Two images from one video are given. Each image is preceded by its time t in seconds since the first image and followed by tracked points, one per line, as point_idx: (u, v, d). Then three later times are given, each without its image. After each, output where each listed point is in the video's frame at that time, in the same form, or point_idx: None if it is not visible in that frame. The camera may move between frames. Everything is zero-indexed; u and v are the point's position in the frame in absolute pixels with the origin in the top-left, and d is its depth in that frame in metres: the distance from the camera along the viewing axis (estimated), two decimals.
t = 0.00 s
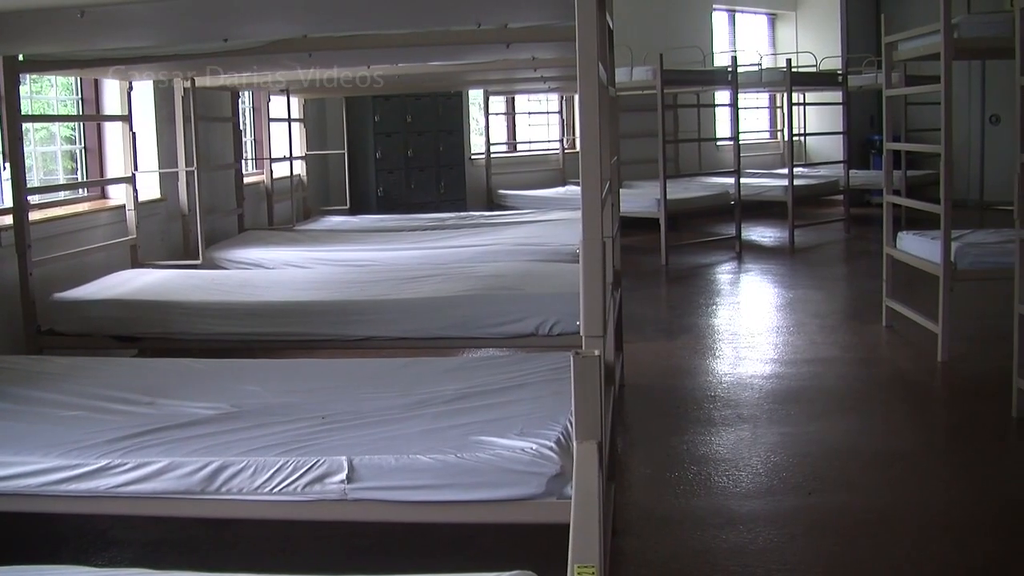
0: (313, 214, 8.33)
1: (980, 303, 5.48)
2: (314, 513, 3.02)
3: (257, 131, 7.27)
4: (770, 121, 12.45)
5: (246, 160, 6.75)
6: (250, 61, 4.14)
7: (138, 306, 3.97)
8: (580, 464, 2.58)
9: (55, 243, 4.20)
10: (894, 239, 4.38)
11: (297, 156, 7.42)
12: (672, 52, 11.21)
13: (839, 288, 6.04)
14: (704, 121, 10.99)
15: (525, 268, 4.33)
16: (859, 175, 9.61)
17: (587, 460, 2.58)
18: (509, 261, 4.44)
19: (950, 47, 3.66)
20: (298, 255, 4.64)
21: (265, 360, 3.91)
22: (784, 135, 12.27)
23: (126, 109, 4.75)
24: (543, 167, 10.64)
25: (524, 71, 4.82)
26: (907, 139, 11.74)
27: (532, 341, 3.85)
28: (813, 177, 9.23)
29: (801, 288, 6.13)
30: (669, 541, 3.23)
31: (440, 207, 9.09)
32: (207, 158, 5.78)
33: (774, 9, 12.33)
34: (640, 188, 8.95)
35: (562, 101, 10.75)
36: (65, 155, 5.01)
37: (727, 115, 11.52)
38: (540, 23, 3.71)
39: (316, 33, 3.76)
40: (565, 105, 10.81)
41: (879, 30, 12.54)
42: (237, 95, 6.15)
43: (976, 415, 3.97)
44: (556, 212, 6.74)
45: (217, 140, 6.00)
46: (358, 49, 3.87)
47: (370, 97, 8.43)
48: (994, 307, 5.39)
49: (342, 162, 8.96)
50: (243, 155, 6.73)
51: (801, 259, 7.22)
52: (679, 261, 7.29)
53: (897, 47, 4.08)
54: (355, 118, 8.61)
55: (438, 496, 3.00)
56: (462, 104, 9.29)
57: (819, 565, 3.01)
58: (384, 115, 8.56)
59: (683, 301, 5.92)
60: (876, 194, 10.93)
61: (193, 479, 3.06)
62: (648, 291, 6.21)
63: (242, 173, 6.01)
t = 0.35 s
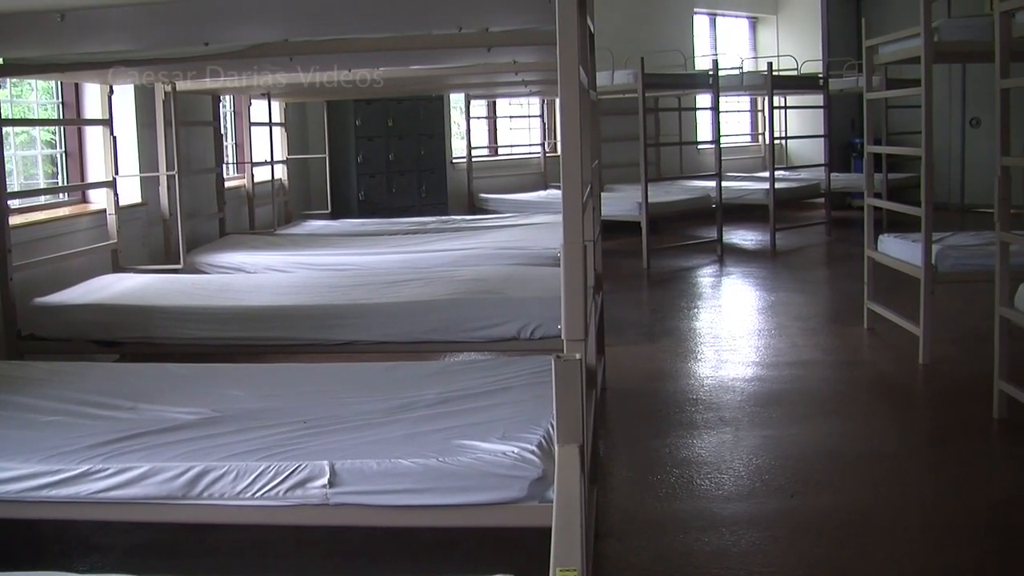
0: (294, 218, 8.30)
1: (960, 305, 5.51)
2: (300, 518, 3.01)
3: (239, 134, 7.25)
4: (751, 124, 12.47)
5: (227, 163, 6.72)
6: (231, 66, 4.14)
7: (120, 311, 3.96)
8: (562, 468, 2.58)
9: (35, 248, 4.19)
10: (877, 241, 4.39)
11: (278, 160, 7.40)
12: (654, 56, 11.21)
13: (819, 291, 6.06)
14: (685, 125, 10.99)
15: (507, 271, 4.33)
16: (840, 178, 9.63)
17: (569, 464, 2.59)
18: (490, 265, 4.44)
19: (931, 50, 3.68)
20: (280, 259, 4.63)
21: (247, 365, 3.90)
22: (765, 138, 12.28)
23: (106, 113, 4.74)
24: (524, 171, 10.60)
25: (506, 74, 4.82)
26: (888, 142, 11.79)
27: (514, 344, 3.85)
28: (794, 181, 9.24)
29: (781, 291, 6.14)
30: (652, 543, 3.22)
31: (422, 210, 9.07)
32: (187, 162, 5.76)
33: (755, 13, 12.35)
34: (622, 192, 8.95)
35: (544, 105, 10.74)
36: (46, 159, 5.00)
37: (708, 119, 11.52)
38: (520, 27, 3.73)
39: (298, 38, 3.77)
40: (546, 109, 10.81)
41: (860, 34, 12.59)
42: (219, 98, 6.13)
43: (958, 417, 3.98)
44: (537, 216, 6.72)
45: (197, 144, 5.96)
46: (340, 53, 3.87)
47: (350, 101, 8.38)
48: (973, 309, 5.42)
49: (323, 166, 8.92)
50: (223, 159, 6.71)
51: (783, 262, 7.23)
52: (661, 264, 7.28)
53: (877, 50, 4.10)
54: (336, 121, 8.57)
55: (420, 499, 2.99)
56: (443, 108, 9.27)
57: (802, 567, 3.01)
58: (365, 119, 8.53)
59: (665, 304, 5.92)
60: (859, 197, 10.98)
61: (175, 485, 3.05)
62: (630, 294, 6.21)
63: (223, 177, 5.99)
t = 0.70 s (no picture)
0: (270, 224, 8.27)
1: (934, 308, 5.55)
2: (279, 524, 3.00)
3: (215, 141, 7.23)
4: (727, 129, 12.50)
5: (203, 169, 6.71)
6: (207, 71, 4.14)
7: (97, 318, 3.95)
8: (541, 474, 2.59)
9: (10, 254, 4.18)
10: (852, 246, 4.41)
11: (255, 166, 7.39)
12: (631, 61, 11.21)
13: (793, 296, 6.09)
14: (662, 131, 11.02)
15: (484, 277, 4.33)
16: (817, 183, 9.68)
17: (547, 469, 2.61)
18: (468, 270, 4.45)
19: (905, 55, 3.72)
20: (257, 265, 4.62)
21: (224, 371, 3.88)
22: (742, 143, 12.31)
23: (81, 119, 4.73)
24: (501, 176, 10.59)
25: (483, 80, 4.83)
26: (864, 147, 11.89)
27: (492, 350, 3.85)
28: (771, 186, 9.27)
29: (758, 295, 6.15)
30: (629, 548, 3.22)
31: (399, 216, 9.05)
32: (163, 168, 5.75)
33: (731, 18, 12.40)
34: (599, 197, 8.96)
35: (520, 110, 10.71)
36: (21, 165, 5.01)
37: (684, 124, 11.54)
38: (496, 32, 3.76)
39: (275, 43, 3.78)
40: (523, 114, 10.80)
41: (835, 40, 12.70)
42: (195, 104, 6.12)
43: (935, 420, 3.99)
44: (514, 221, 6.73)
45: (172, 150, 5.95)
46: (316, 58, 3.89)
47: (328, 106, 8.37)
48: (948, 313, 5.46)
49: (300, 172, 8.89)
50: (200, 165, 6.68)
51: (760, 266, 7.25)
52: (638, 270, 7.29)
53: (852, 56, 4.15)
54: (313, 127, 8.55)
55: (397, 506, 2.98)
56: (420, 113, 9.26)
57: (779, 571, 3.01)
58: (342, 125, 8.50)
59: (642, 309, 5.92)
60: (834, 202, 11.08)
61: (152, 492, 3.03)
62: (606, 300, 6.21)
63: (199, 183, 5.98)
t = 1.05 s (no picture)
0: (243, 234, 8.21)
1: (908, 315, 5.59)
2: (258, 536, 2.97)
3: (188, 150, 7.20)
4: (701, 138, 12.54)
5: (176, 179, 6.70)
6: (181, 81, 4.15)
7: (70, 328, 3.92)
8: (514, 485, 2.61)
9: None
10: (826, 254, 4.42)
11: (229, 175, 7.36)
12: (604, 70, 11.21)
13: (766, 304, 6.12)
14: (636, 140, 11.05)
15: (458, 286, 4.33)
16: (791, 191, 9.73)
17: (521, 479, 2.62)
18: (442, 279, 4.45)
19: (879, 64, 3.75)
20: (230, 275, 4.61)
21: (200, 381, 3.86)
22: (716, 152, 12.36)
23: (52, 128, 4.72)
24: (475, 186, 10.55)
25: (457, 89, 4.84)
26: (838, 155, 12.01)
27: (467, 359, 3.85)
28: (745, 194, 9.30)
29: (731, 304, 6.17)
30: (604, 556, 3.21)
31: (373, 225, 9.02)
32: (136, 178, 5.74)
33: (705, 27, 12.43)
34: (573, 206, 8.97)
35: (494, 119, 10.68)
36: None
37: (658, 133, 11.57)
38: (470, 41, 3.79)
39: (250, 53, 3.80)
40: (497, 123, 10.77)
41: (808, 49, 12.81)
42: (168, 113, 6.11)
43: (910, 428, 4.01)
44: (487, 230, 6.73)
45: (145, 159, 5.93)
46: (291, 66, 3.90)
47: (302, 116, 8.34)
48: (922, 320, 5.50)
49: (274, 181, 8.84)
50: (173, 175, 6.65)
51: (734, 275, 7.27)
52: (613, 278, 7.30)
53: (825, 64, 4.19)
54: (287, 135, 8.50)
55: (371, 516, 2.96)
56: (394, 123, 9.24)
57: None
58: (316, 135, 8.46)
59: (617, 318, 5.92)
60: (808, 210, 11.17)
61: (125, 503, 3.00)
62: (580, 309, 6.20)
63: (172, 193, 5.95)
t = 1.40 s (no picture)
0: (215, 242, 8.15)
1: (879, 322, 5.64)
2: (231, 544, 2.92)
3: (160, 159, 7.17)
4: (674, 146, 12.58)
5: (149, 188, 6.67)
6: (153, 89, 4.15)
7: (42, 338, 3.89)
8: (487, 495, 2.62)
9: None
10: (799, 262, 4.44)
11: (201, 184, 7.33)
12: (577, 80, 11.22)
13: (739, 312, 6.14)
14: (609, 149, 11.08)
15: (431, 295, 4.33)
16: (763, 200, 9.79)
17: (494, 490, 2.62)
18: (415, 288, 4.45)
19: (850, 71, 3.77)
20: (202, 284, 4.59)
21: (174, 391, 3.83)
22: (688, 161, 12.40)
23: (22, 137, 4.70)
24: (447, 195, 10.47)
25: (431, 99, 4.84)
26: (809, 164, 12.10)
27: (440, 367, 3.84)
28: (718, 202, 9.34)
29: (705, 311, 6.19)
30: (578, 564, 3.20)
31: (346, 234, 8.98)
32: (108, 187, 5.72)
33: (678, 36, 12.44)
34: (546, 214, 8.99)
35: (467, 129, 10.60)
36: None
37: (632, 142, 11.61)
38: (443, 50, 3.81)
39: (223, 61, 3.80)
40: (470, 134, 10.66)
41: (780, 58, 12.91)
42: (140, 123, 6.10)
43: (884, 435, 4.02)
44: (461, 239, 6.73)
45: (118, 168, 5.91)
46: (264, 74, 3.90)
47: (275, 125, 8.28)
48: (894, 327, 5.53)
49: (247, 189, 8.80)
50: (145, 184, 6.62)
51: (707, 283, 7.30)
52: (586, 287, 7.30)
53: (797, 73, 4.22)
54: (260, 145, 8.43)
55: (344, 525, 2.92)
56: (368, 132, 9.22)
57: None
58: (289, 143, 8.41)
59: (591, 327, 5.93)
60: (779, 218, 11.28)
61: (96, 514, 2.96)
62: (554, 317, 6.20)
63: (144, 203, 5.93)
